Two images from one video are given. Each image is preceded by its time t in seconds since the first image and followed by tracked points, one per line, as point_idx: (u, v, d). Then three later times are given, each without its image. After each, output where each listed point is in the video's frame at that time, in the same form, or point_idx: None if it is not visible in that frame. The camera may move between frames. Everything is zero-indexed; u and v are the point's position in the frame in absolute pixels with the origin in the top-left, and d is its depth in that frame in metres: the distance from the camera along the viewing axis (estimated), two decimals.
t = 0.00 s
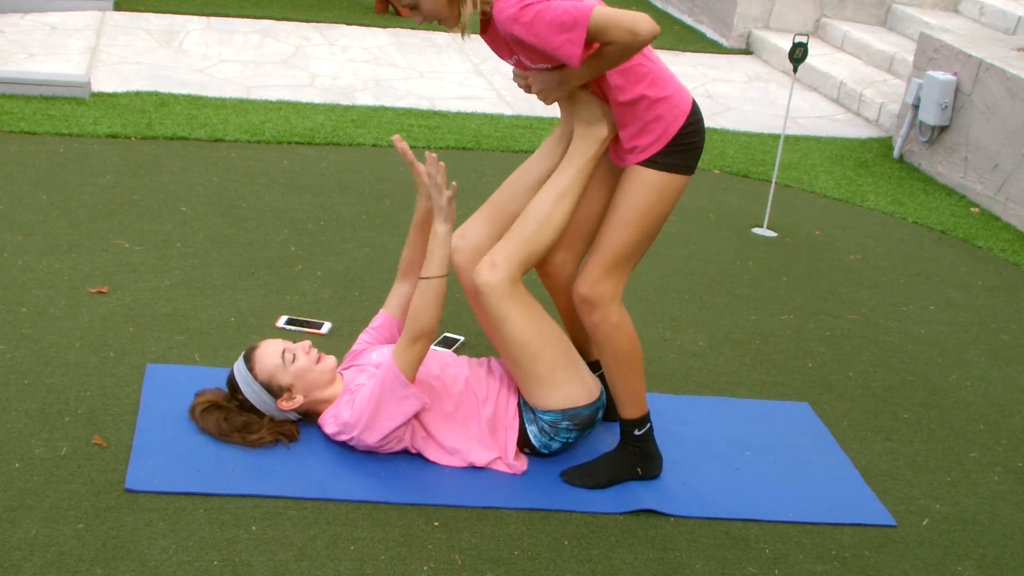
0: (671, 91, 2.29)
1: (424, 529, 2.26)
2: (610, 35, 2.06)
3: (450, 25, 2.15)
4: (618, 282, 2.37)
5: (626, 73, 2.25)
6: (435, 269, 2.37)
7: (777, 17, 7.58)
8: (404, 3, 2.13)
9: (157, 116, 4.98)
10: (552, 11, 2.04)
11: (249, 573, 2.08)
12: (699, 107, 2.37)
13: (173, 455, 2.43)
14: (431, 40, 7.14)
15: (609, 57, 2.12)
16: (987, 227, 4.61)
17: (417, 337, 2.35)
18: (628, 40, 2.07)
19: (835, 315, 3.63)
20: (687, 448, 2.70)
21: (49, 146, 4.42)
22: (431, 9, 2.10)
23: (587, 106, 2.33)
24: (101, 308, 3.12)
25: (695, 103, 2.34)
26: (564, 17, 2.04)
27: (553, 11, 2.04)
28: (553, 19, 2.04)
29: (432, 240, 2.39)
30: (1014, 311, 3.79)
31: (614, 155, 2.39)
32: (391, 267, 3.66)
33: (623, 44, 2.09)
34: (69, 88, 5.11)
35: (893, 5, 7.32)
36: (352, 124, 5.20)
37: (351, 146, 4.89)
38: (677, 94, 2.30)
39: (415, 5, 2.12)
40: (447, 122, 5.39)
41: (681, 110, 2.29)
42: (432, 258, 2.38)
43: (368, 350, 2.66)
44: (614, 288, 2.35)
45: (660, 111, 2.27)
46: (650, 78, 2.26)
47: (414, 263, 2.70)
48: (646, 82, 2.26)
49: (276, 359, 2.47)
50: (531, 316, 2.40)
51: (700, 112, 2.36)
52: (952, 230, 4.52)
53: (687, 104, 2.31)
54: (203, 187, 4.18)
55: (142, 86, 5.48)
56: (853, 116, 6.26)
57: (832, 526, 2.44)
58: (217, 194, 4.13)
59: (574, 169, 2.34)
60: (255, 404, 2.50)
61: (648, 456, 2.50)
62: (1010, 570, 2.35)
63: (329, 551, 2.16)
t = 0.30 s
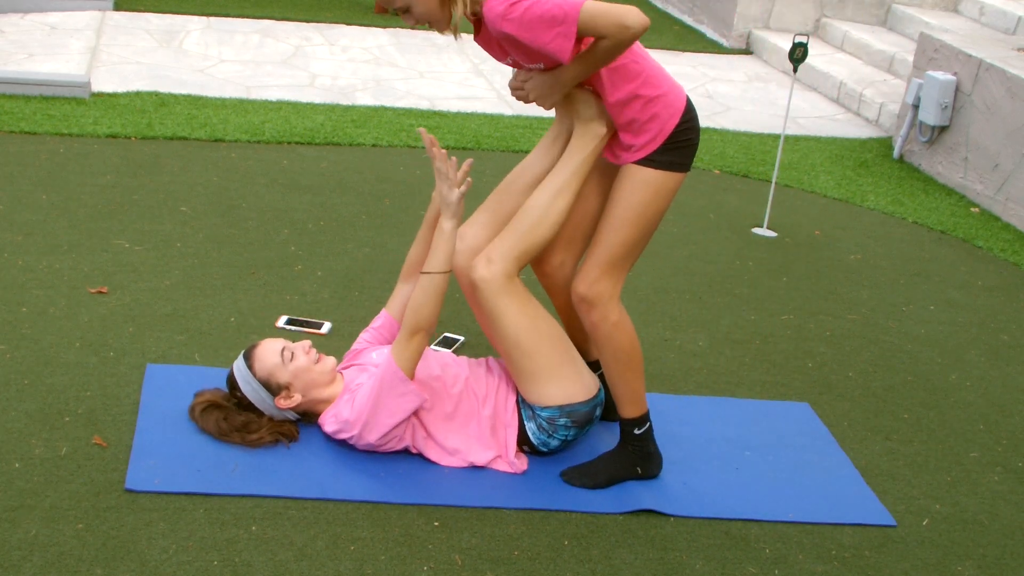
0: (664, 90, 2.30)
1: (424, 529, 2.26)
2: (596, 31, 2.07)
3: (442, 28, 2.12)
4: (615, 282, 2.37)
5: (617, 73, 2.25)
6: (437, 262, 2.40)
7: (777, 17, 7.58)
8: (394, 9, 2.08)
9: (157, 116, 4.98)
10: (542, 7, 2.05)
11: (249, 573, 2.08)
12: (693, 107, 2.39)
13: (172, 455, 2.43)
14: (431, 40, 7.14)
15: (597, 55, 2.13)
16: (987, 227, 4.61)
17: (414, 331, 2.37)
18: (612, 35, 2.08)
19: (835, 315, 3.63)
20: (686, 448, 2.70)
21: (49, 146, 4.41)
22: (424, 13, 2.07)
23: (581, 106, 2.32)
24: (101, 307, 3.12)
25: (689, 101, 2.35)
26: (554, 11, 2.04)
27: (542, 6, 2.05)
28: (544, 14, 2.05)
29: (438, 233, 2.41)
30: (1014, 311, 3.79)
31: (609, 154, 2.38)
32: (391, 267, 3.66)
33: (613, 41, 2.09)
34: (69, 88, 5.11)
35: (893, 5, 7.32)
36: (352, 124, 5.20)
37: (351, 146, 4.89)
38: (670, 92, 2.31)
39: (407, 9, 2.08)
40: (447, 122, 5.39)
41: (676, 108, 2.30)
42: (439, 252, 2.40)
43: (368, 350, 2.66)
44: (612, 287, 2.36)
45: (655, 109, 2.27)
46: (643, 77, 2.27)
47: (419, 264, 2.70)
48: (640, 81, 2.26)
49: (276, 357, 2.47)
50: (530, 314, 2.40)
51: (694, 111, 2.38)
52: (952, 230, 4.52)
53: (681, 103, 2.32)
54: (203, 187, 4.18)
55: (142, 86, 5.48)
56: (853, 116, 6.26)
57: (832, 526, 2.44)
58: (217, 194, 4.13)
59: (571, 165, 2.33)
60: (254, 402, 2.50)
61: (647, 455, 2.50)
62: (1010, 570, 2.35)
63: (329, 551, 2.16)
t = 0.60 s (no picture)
0: (666, 91, 2.29)
1: (424, 529, 2.26)
2: (584, 74, 2.08)
3: (439, 39, 2.09)
4: (616, 283, 2.37)
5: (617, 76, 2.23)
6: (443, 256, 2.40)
7: (777, 18, 7.58)
8: (392, 19, 2.04)
9: (157, 116, 4.98)
10: (540, 35, 2.03)
11: (249, 573, 2.08)
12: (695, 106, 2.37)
13: (172, 455, 2.43)
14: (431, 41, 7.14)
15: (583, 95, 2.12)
16: (987, 227, 4.61)
17: (419, 323, 2.39)
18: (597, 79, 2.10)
19: (835, 315, 3.63)
20: (686, 448, 2.70)
21: (49, 146, 4.42)
22: (423, 25, 2.04)
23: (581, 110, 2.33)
24: (101, 308, 3.12)
25: (691, 102, 2.35)
26: (554, 44, 2.04)
27: (540, 35, 2.03)
28: (542, 45, 2.03)
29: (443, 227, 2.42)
30: (1014, 311, 3.79)
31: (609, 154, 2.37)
32: (391, 267, 3.66)
33: (600, 84, 2.10)
34: (69, 88, 5.11)
35: (893, 5, 7.31)
36: (352, 123, 5.20)
37: (351, 146, 4.89)
38: (672, 94, 2.30)
39: (405, 21, 2.04)
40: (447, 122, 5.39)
41: (678, 109, 2.30)
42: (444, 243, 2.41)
43: (369, 350, 2.65)
44: (612, 288, 2.35)
45: (657, 112, 2.27)
46: (644, 79, 2.25)
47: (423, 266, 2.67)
48: (641, 83, 2.25)
49: (276, 355, 2.47)
50: (529, 315, 2.40)
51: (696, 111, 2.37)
52: (952, 230, 4.52)
53: (682, 104, 2.31)
54: (203, 187, 4.18)
55: (142, 86, 5.48)
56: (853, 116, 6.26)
57: (832, 526, 2.44)
58: (217, 194, 4.13)
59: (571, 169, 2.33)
60: (254, 399, 2.50)
61: (647, 456, 2.50)
62: (1010, 570, 2.35)
63: (329, 551, 2.16)
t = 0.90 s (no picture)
0: (651, 90, 2.29)
1: (424, 529, 2.26)
2: (555, 105, 2.09)
3: (421, 43, 2.04)
4: (609, 284, 2.37)
5: (601, 79, 2.23)
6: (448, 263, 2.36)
7: (777, 18, 7.58)
8: (372, 24, 1.98)
9: (157, 116, 4.98)
10: (520, 58, 2.00)
11: (249, 573, 2.08)
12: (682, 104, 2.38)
13: (173, 455, 2.43)
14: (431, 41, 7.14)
15: (551, 128, 2.14)
16: (987, 227, 4.61)
17: (431, 330, 2.38)
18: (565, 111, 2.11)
19: (835, 315, 3.63)
20: (686, 448, 2.70)
21: (48, 146, 4.41)
22: (404, 30, 1.99)
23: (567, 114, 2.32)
24: (101, 308, 3.12)
25: (678, 99, 2.36)
26: (532, 65, 2.01)
27: (521, 57, 2.00)
28: (520, 64, 2.00)
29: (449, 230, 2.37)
30: (1014, 311, 3.79)
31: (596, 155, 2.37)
32: (391, 267, 3.66)
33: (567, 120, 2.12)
34: (69, 88, 5.11)
35: (893, 5, 7.31)
36: (351, 124, 5.20)
37: (351, 146, 4.89)
38: (658, 92, 2.30)
39: (386, 26, 1.99)
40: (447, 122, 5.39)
41: (663, 108, 2.30)
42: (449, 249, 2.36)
43: (370, 349, 2.64)
44: (604, 289, 2.36)
45: (643, 111, 2.27)
46: (628, 80, 2.26)
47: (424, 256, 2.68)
48: (625, 84, 2.25)
49: (277, 355, 2.47)
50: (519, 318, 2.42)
51: (684, 108, 2.37)
52: (952, 230, 4.52)
53: (668, 102, 2.32)
54: (203, 187, 4.18)
55: (142, 86, 5.48)
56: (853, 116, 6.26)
57: (832, 526, 2.44)
58: (217, 194, 4.13)
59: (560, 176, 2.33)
60: (254, 399, 2.49)
61: (647, 455, 2.50)
62: (1010, 570, 2.35)
63: (329, 551, 2.16)
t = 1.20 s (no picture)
0: (628, 97, 2.27)
1: (424, 529, 2.26)
2: (520, 130, 2.08)
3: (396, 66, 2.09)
4: (579, 290, 2.36)
5: (577, 86, 2.20)
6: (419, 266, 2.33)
7: (777, 17, 7.58)
8: (344, 52, 2.04)
9: (157, 116, 4.98)
10: (486, 79, 1.99)
11: (249, 573, 2.08)
12: (660, 111, 2.36)
13: (173, 454, 2.43)
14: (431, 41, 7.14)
15: (515, 153, 2.13)
16: (988, 228, 4.61)
17: (417, 339, 2.34)
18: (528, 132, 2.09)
19: (835, 315, 3.63)
20: (685, 448, 2.70)
21: (48, 146, 4.41)
22: (375, 57, 2.04)
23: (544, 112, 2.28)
24: (101, 307, 3.12)
25: (654, 107, 2.34)
26: (501, 87, 2.01)
27: (486, 79, 1.99)
28: (489, 85, 2.00)
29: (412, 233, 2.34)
30: (1014, 311, 3.79)
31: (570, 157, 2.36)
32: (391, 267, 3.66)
33: (531, 145, 2.11)
34: (69, 88, 5.11)
35: (893, 5, 7.31)
36: (351, 124, 5.20)
37: (351, 146, 4.89)
38: (635, 100, 2.28)
39: (357, 53, 2.04)
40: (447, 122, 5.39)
41: (640, 116, 2.28)
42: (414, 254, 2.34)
43: (364, 353, 2.65)
44: (575, 295, 2.36)
45: (621, 119, 2.25)
46: (605, 87, 2.23)
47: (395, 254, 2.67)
48: (601, 90, 2.23)
49: (276, 355, 2.47)
50: (501, 314, 2.43)
51: (661, 116, 2.35)
52: (952, 230, 4.52)
53: (645, 109, 2.30)
54: (203, 187, 4.18)
55: (142, 86, 5.48)
56: (853, 116, 6.26)
57: (832, 526, 2.44)
58: (217, 194, 4.13)
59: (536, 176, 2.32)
60: (253, 399, 2.49)
61: (644, 449, 2.49)
62: (1010, 570, 2.35)
63: (329, 551, 2.16)
